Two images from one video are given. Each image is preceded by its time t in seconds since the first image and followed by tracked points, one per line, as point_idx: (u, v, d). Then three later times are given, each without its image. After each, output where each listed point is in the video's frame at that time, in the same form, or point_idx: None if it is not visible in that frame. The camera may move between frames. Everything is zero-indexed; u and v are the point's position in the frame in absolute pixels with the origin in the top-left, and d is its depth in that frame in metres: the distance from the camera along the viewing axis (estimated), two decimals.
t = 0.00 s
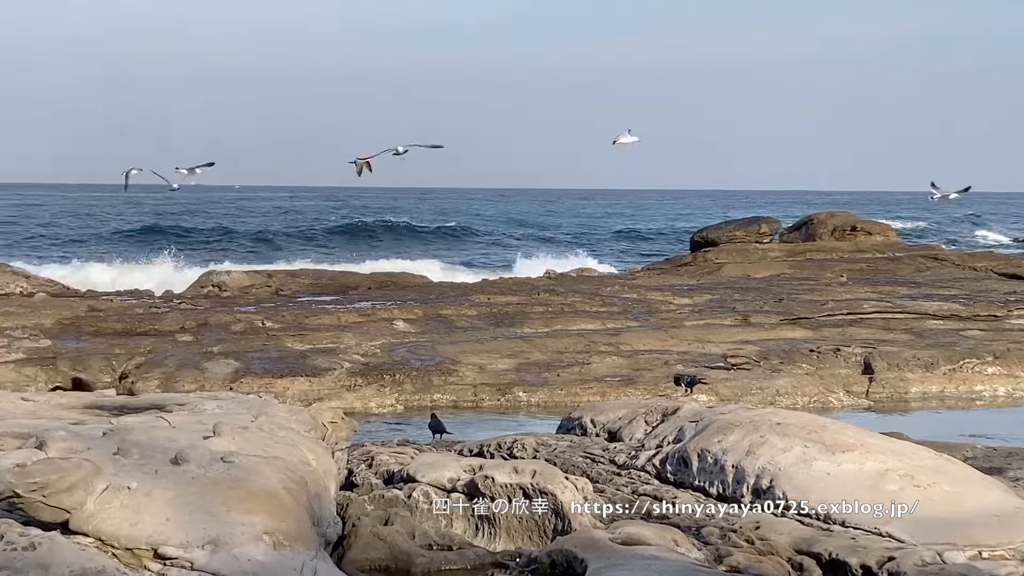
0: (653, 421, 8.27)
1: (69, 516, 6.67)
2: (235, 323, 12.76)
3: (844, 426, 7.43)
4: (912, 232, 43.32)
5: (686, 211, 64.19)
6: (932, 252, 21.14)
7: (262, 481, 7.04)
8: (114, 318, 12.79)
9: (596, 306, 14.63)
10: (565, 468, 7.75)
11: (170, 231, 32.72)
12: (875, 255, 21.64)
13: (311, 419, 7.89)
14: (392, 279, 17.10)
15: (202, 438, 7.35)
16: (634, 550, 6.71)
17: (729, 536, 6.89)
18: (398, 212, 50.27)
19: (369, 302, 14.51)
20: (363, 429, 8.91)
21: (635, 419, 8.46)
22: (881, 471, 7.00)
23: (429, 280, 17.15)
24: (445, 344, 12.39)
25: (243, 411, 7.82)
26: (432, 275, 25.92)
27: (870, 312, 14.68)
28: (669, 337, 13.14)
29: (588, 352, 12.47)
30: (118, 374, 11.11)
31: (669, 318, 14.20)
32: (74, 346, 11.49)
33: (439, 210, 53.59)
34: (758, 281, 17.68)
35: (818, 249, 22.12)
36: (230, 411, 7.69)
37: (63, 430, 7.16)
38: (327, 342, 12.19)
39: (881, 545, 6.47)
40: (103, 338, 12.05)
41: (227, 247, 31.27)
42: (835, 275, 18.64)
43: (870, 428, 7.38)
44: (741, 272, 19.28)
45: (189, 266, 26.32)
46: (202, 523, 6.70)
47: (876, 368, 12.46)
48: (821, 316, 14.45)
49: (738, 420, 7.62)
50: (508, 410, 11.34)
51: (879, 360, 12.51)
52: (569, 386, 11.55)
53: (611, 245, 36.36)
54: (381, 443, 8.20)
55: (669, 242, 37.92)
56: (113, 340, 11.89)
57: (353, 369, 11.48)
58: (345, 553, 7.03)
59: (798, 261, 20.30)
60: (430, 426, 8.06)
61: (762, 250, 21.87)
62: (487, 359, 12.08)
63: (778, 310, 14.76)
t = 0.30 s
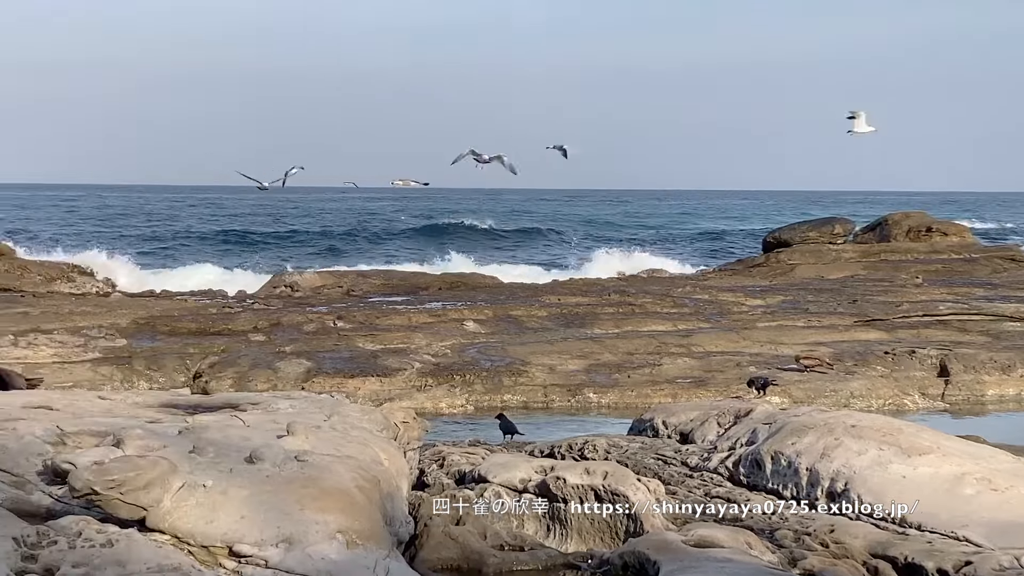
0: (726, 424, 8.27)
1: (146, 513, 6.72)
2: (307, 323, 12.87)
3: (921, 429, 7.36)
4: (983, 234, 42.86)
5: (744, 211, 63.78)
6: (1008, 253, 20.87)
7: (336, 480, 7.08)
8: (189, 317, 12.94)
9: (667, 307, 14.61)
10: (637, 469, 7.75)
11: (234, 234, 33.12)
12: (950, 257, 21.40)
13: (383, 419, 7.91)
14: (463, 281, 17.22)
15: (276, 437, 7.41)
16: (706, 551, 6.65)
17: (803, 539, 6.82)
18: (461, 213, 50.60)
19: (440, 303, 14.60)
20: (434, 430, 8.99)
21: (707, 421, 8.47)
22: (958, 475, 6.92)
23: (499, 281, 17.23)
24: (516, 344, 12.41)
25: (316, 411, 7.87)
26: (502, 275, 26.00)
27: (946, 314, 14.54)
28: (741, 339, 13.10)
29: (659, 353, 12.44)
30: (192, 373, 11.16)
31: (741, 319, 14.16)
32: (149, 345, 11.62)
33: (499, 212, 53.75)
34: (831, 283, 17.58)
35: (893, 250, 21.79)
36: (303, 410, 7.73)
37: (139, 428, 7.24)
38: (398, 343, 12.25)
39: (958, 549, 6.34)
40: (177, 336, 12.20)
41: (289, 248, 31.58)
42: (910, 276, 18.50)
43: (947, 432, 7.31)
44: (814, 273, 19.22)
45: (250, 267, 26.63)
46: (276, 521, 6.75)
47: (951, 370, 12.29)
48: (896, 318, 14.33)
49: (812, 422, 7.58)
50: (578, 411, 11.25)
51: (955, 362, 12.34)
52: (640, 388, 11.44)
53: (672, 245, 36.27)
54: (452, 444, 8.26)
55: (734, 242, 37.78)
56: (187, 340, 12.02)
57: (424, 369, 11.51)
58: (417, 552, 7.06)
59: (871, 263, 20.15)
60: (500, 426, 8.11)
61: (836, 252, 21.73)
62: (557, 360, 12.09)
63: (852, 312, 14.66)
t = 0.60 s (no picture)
0: (801, 425, 8.23)
1: (222, 511, 6.77)
2: (379, 323, 12.94)
3: (1000, 433, 7.29)
4: None
5: (803, 211, 63.26)
6: None
7: (409, 479, 7.10)
8: (262, 317, 13.06)
9: (740, 308, 14.57)
10: (711, 471, 7.73)
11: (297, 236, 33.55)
12: None
13: (456, 418, 7.92)
14: (534, 280, 17.30)
15: (350, 436, 7.44)
16: (781, 553, 6.57)
17: (879, 542, 6.74)
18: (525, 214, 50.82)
19: (512, 303, 14.64)
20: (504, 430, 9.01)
21: (782, 422, 8.43)
22: None
23: (570, 282, 17.28)
24: (588, 345, 12.40)
25: (390, 410, 7.89)
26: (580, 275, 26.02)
27: None
28: (815, 340, 13.02)
29: (732, 354, 12.39)
30: (265, 373, 11.20)
31: (815, 321, 14.07)
32: (223, 344, 11.73)
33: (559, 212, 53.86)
34: (908, 284, 17.43)
35: (970, 250, 21.56)
36: (376, 409, 7.75)
37: (216, 426, 7.31)
38: (470, 343, 12.28)
39: None
40: (251, 336, 12.31)
41: (352, 248, 31.92)
42: (989, 278, 18.29)
43: None
44: (889, 274, 19.09)
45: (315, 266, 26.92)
46: (351, 520, 6.78)
47: None
48: (973, 320, 14.17)
49: (888, 425, 7.51)
50: (650, 411, 11.25)
51: None
52: (714, 389, 11.42)
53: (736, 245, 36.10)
54: (525, 444, 8.29)
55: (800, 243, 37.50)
56: (260, 340, 12.13)
57: (495, 369, 11.49)
58: (490, 552, 7.06)
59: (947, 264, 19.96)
60: (572, 426, 8.12)
61: (912, 252, 21.51)
62: (629, 361, 12.07)
63: (928, 313, 14.52)
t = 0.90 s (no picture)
0: (874, 428, 8.18)
1: (295, 509, 6.82)
2: (449, 323, 13.01)
3: None
4: None
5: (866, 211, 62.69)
6: None
7: (480, 479, 7.11)
8: (333, 317, 13.18)
9: (812, 310, 14.49)
10: (783, 474, 7.70)
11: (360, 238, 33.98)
12: None
13: (527, 419, 7.93)
14: (604, 281, 17.39)
15: (421, 436, 7.47)
16: (854, 556, 6.51)
17: (954, 547, 6.66)
18: (587, 216, 50.98)
19: (582, 304, 14.68)
20: (575, 431, 9.03)
21: (855, 425, 8.38)
22: None
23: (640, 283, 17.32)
24: (658, 347, 12.39)
25: (461, 410, 7.91)
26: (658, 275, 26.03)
27: None
28: (889, 342, 12.91)
29: (804, 356, 12.32)
30: (336, 372, 11.25)
31: (888, 323, 13.95)
32: (295, 343, 11.85)
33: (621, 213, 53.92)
34: (985, 286, 17.24)
35: None
36: (447, 410, 7.78)
37: (288, 425, 7.37)
38: (540, 344, 12.29)
39: None
40: (323, 336, 12.42)
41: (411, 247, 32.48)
42: None
43: None
44: (964, 277, 18.92)
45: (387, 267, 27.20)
46: (422, 519, 6.79)
47: None
48: None
49: (964, 428, 7.42)
50: (721, 414, 11.19)
51: None
52: (785, 391, 11.35)
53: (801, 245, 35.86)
54: (595, 445, 8.32)
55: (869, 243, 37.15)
56: (332, 340, 12.23)
57: (565, 370, 11.49)
58: (560, 553, 7.06)
59: None
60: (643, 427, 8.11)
61: (986, 254, 21.26)
62: (700, 363, 12.04)
63: (1005, 315, 14.33)
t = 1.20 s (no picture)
0: (946, 432, 8.10)
1: (362, 508, 6.84)
2: (515, 324, 13.05)
3: None
4: None
5: (923, 212, 62.24)
6: None
7: (547, 480, 7.09)
8: (399, 317, 13.28)
9: (881, 312, 14.40)
10: (852, 477, 7.65)
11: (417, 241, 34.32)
12: None
13: (593, 421, 7.91)
14: (670, 283, 17.50)
15: (488, 437, 7.48)
16: (925, 561, 6.42)
17: None
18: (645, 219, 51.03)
19: (648, 306, 14.70)
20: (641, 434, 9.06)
21: (925, 428, 8.32)
22: None
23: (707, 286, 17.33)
24: (725, 349, 12.34)
25: (527, 411, 7.91)
26: (725, 275, 26.00)
27: None
28: (959, 345, 12.77)
29: (874, 358, 12.23)
30: (402, 372, 11.30)
31: (959, 325, 13.82)
32: (362, 343, 11.95)
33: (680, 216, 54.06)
34: None
35: None
36: (514, 410, 7.79)
37: (356, 425, 7.40)
38: (605, 345, 12.29)
39: None
40: (389, 336, 12.50)
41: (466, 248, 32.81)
42: None
43: None
44: None
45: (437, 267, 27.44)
46: (488, 519, 6.79)
47: None
48: None
49: None
50: (790, 416, 11.10)
51: None
52: (854, 394, 11.26)
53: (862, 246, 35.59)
54: (662, 447, 8.34)
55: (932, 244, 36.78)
56: (398, 340, 12.31)
57: (632, 372, 11.47)
58: (627, 554, 7.06)
59: None
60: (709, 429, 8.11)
61: None
62: (768, 364, 11.98)
63: None
